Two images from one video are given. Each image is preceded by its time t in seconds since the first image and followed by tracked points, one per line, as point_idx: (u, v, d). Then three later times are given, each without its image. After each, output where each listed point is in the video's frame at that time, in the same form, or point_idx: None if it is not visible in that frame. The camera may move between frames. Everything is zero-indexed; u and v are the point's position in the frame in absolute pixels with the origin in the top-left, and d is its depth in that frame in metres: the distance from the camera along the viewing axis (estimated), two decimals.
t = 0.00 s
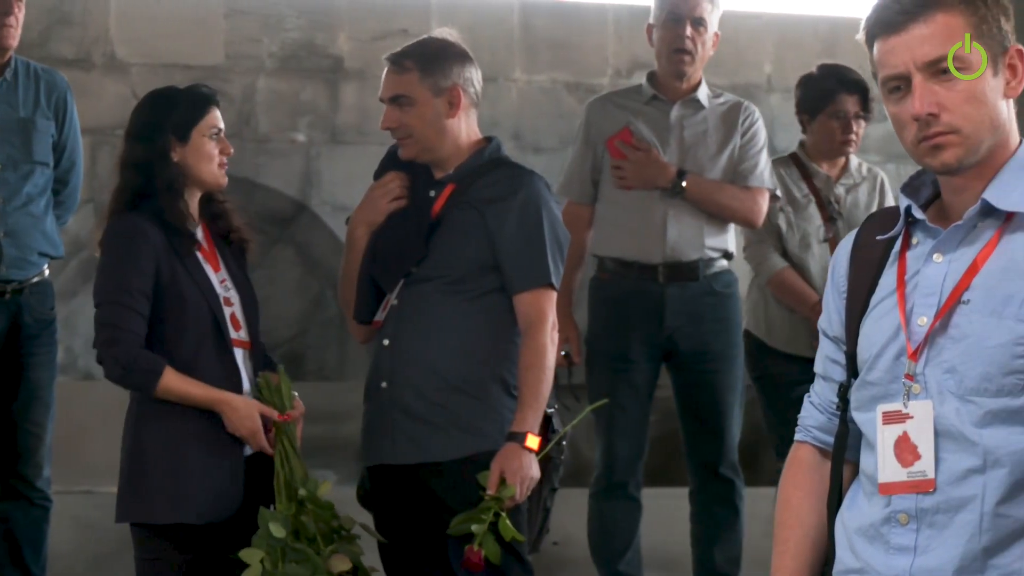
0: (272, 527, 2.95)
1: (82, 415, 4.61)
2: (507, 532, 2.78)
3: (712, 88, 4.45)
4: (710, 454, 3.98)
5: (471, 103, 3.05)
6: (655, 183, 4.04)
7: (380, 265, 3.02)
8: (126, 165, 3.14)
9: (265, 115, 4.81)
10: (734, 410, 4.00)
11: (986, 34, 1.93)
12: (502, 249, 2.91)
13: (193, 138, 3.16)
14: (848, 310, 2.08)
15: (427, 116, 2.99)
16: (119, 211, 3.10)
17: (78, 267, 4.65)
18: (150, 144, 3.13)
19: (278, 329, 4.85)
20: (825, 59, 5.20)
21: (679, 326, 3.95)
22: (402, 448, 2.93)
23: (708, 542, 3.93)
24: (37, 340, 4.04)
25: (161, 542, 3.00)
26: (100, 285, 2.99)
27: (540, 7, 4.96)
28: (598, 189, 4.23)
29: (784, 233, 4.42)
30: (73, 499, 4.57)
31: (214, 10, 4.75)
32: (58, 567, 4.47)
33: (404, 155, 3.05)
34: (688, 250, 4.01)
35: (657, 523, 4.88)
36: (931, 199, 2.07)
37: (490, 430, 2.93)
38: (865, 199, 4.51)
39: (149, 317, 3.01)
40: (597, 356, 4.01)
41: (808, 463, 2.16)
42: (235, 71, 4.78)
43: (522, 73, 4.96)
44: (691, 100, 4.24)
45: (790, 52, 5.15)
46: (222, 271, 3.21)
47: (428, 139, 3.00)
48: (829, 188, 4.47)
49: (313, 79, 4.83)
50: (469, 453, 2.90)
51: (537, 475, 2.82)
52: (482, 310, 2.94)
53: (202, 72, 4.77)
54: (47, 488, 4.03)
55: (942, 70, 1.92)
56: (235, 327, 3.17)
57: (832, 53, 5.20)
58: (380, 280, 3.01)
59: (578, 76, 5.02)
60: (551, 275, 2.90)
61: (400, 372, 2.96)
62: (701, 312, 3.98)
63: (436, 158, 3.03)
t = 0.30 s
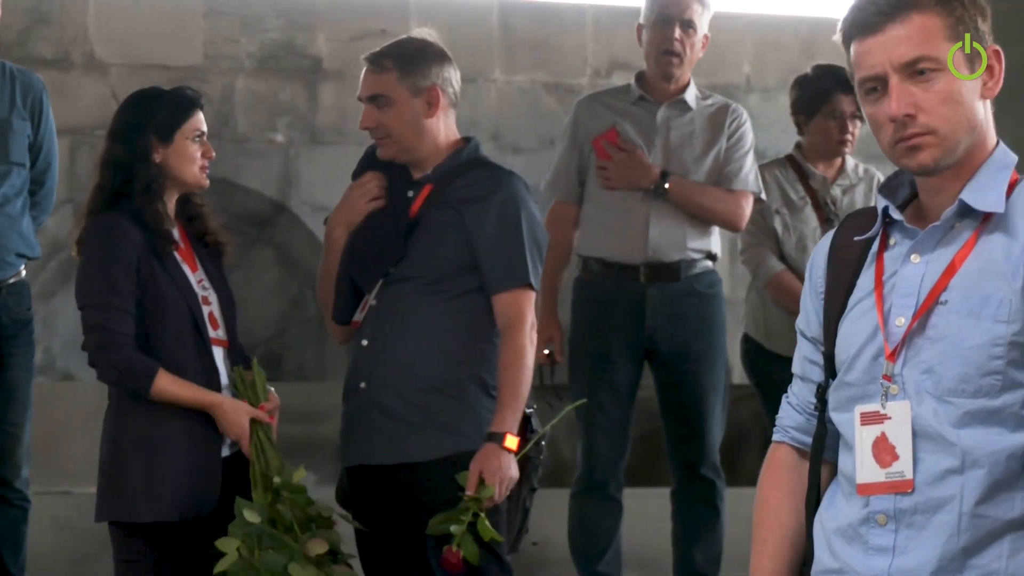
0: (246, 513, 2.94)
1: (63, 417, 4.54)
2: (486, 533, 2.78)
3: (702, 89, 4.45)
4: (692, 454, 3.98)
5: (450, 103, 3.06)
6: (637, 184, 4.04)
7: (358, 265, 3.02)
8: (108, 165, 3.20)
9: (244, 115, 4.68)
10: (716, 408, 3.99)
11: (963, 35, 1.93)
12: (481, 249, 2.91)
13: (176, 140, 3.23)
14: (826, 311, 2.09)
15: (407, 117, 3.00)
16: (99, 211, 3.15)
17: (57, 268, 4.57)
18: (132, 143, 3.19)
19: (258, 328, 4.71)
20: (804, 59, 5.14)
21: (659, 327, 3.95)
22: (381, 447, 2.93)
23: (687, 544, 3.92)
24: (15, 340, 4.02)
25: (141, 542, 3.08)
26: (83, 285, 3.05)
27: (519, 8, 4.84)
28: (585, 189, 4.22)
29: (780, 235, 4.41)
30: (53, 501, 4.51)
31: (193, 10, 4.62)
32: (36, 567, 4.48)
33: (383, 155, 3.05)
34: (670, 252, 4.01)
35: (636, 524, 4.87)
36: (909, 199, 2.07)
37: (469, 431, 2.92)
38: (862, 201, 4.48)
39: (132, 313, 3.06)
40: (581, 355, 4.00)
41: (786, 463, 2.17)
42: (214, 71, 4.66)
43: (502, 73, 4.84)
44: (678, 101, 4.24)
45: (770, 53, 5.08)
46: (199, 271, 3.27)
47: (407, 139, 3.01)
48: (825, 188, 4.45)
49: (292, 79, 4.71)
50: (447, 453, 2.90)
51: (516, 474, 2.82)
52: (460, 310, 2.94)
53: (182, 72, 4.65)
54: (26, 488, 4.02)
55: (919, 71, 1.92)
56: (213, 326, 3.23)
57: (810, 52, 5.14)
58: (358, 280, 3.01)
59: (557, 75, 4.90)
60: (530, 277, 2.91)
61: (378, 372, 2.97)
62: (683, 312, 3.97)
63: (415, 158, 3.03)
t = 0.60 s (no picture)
0: (215, 519, 3.01)
1: (42, 412, 4.61)
2: (460, 532, 2.81)
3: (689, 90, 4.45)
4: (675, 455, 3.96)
5: (429, 103, 3.11)
6: (621, 185, 4.05)
7: (336, 267, 3.06)
8: (87, 164, 3.25)
9: (222, 116, 4.79)
10: (696, 401, 3.97)
11: (940, 35, 1.92)
12: (457, 249, 2.96)
13: (155, 142, 3.29)
14: (805, 314, 2.09)
15: (386, 113, 3.05)
16: (77, 209, 3.20)
17: (34, 269, 4.65)
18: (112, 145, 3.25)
19: (234, 329, 4.81)
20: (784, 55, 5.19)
21: (643, 326, 3.95)
22: (358, 448, 2.96)
23: (667, 545, 3.92)
24: None
25: (120, 541, 3.09)
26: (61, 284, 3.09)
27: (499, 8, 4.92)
28: (571, 188, 4.24)
29: (763, 232, 4.42)
30: (33, 501, 4.57)
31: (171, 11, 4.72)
32: (11, 566, 4.54)
33: (360, 151, 3.10)
34: (654, 253, 4.00)
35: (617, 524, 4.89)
36: (887, 200, 2.07)
37: (447, 432, 2.97)
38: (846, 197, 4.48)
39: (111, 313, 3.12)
40: (566, 354, 4.00)
41: (766, 464, 2.17)
42: (191, 71, 4.75)
43: (480, 73, 4.94)
44: (665, 102, 4.23)
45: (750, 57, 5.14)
46: (178, 272, 3.33)
47: (385, 137, 3.06)
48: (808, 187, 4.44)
49: (269, 80, 4.81)
50: (425, 454, 2.94)
51: (491, 475, 2.86)
52: (438, 311, 2.99)
53: (160, 72, 4.74)
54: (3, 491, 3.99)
55: (896, 72, 1.92)
56: (192, 328, 3.29)
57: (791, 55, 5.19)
58: (337, 283, 3.05)
59: (535, 76, 4.99)
60: (507, 278, 2.96)
61: (357, 374, 3.00)
62: (667, 312, 3.97)
63: (394, 155, 3.08)
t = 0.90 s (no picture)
0: (185, 533, 3.14)
1: (19, 411, 4.85)
2: (436, 533, 2.86)
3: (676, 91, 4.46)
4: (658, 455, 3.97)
5: (410, 103, 3.16)
6: (608, 186, 4.05)
7: (317, 267, 3.10)
8: (66, 165, 3.33)
9: (200, 117, 5.28)
10: (682, 408, 3.97)
11: (916, 36, 1.92)
12: (438, 251, 2.99)
13: (133, 144, 3.37)
14: (783, 314, 2.10)
15: (366, 116, 3.10)
16: (56, 210, 3.28)
17: None
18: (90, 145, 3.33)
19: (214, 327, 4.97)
20: (760, 58, 5.53)
21: (629, 326, 3.95)
22: (337, 447, 3.00)
23: (648, 543, 3.91)
24: None
25: (91, 542, 3.14)
26: (35, 284, 3.14)
27: (473, 9, 5.39)
28: (558, 189, 4.24)
29: (738, 230, 4.40)
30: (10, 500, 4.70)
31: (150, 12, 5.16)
32: None
33: (343, 155, 3.15)
34: (641, 253, 4.00)
35: (598, 524, 4.87)
36: (865, 201, 2.08)
37: (426, 433, 3.00)
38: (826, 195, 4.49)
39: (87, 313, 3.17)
40: (551, 354, 4.01)
41: (743, 465, 2.17)
42: (170, 72, 5.21)
43: (457, 74, 5.41)
44: (651, 103, 4.24)
45: (727, 53, 5.46)
46: (154, 272, 3.40)
47: (366, 139, 3.11)
48: (789, 184, 4.44)
49: (247, 82, 5.28)
50: (402, 455, 2.97)
51: (468, 476, 2.90)
52: (418, 312, 3.02)
53: (138, 72, 5.18)
54: None
55: (872, 73, 1.92)
56: (167, 330, 3.38)
57: (767, 55, 5.53)
58: (318, 281, 3.08)
59: (512, 76, 5.47)
60: (488, 278, 2.99)
61: (337, 372, 3.04)
62: (653, 312, 3.97)
63: (375, 158, 3.13)
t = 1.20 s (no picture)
0: (154, 534, 3.17)
1: None
2: (424, 534, 2.88)
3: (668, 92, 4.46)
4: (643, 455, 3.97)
5: (393, 104, 3.16)
6: (598, 186, 4.03)
7: (298, 266, 3.09)
8: (41, 171, 3.35)
9: (180, 116, 5.07)
10: (669, 409, 3.97)
11: (895, 36, 1.92)
12: (421, 252, 3.01)
13: (99, 139, 3.38)
14: (764, 315, 2.09)
15: (349, 118, 3.09)
16: (33, 210, 3.29)
17: None
18: (56, 145, 3.36)
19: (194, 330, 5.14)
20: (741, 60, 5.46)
21: (617, 327, 3.95)
22: (318, 448, 3.01)
23: (630, 543, 3.93)
24: None
25: (69, 541, 3.20)
26: (18, 285, 3.18)
27: (454, 8, 5.26)
28: (548, 188, 4.23)
29: (722, 230, 4.42)
30: None
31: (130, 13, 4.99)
32: None
33: (325, 156, 3.15)
34: (629, 253, 4.00)
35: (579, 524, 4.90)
36: (846, 200, 2.06)
37: (409, 433, 3.03)
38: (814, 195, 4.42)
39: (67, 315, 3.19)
40: (538, 355, 4.00)
41: (724, 465, 2.16)
42: (149, 72, 5.04)
43: (438, 74, 5.28)
44: (643, 103, 4.23)
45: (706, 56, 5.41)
46: (136, 270, 3.42)
47: (348, 140, 3.11)
48: (775, 184, 4.40)
49: (228, 81, 5.09)
50: (385, 455, 3.00)
51: (454, 476, 2.93)
52: (402, 312, 3.04)
53: (116, 72, 5.01)
54: None
55: (850, 74, 1.92)
56: (147, 328, 3.39)
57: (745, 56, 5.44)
58: (300, 280, 3.08)
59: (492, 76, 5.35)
60: (471, 279, 3.01)
61: (318, 372, 3.05)
62: (642, 313, 3.97)
63: (356, 158, 3.13)
